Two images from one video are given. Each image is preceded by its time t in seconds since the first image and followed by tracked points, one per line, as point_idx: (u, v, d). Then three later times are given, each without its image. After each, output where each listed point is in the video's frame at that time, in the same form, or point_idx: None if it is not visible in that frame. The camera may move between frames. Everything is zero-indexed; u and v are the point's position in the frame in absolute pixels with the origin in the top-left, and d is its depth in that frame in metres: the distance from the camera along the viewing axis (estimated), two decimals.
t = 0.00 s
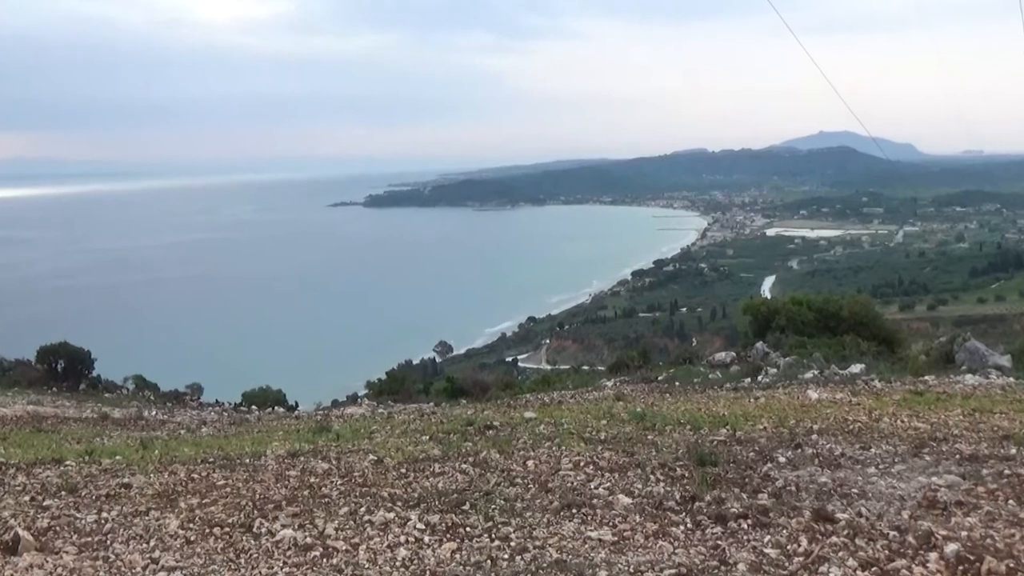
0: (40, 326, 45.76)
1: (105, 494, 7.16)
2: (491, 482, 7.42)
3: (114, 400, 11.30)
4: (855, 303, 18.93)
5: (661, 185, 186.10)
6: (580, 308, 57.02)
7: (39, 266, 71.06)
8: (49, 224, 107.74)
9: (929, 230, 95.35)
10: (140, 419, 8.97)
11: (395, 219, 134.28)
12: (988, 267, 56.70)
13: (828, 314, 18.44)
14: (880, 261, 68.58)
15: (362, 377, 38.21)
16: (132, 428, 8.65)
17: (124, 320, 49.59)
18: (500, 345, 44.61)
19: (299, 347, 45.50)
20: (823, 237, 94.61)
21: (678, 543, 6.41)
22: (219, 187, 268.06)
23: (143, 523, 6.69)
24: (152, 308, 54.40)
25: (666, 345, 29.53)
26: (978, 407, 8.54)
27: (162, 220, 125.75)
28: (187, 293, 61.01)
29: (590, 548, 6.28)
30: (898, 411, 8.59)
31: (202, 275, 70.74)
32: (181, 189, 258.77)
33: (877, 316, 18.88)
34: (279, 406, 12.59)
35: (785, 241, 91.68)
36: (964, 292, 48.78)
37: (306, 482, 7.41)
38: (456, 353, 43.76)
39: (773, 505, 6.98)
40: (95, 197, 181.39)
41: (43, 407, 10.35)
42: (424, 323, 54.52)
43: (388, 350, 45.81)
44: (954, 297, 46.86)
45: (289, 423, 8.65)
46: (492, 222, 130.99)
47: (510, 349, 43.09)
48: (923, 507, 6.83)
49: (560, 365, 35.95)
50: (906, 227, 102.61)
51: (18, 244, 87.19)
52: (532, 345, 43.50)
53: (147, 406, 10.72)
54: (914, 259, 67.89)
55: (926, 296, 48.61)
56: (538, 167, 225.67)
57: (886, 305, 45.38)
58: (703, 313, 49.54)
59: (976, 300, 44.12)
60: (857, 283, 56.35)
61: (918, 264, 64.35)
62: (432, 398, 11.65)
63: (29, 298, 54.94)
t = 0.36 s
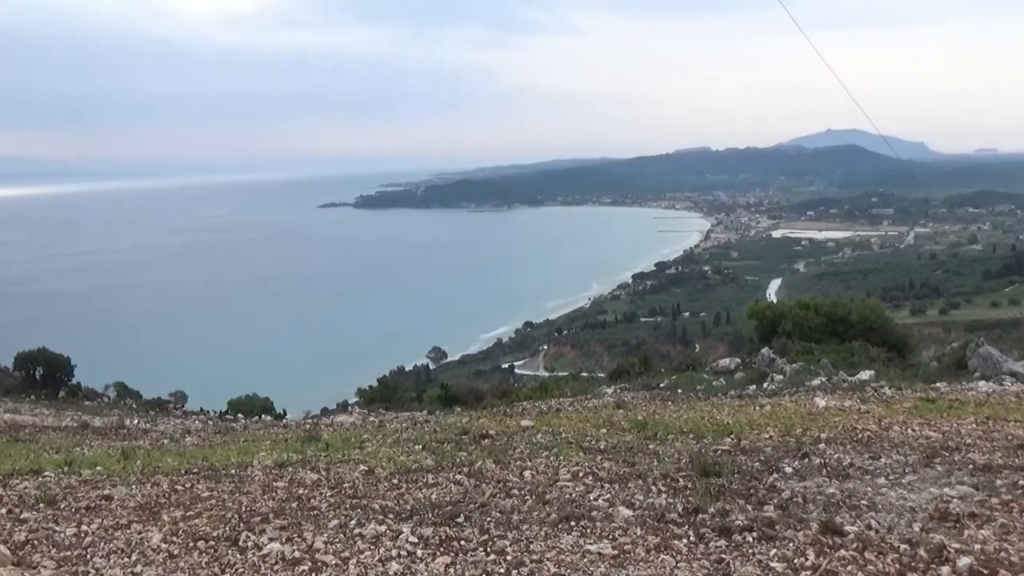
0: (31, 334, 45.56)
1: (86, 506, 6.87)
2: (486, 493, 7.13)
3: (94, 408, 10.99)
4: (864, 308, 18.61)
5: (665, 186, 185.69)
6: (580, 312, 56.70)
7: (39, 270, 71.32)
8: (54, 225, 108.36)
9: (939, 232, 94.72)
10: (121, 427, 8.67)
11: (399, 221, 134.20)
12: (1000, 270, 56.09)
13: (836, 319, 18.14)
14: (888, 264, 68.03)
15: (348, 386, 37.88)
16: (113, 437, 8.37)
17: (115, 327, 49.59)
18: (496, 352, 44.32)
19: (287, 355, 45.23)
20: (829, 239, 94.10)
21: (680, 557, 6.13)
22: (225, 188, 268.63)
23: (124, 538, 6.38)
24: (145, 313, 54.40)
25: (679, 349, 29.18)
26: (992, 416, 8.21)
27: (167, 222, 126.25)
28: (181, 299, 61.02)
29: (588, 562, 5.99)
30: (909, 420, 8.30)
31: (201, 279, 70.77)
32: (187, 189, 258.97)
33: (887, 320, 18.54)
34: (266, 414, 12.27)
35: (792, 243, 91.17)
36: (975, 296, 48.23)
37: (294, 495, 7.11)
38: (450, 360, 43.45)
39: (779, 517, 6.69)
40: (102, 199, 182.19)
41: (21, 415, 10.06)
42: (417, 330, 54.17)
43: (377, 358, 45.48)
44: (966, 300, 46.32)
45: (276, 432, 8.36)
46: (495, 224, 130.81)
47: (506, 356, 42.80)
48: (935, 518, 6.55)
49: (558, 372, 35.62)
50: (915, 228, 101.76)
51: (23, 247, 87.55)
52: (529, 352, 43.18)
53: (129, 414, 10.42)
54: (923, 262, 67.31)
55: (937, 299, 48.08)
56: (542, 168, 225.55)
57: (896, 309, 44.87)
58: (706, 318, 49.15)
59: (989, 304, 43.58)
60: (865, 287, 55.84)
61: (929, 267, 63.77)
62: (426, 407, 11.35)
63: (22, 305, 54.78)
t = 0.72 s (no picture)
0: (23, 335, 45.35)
1: (65, 518, 6.59)
2: (480, 504, 6.85)
3: (73, 415, 10.69)
4: (871, 309, 18.38)
5: (669, 184, 185.10)
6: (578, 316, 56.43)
7: (35, 268, 71.31)
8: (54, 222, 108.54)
9: (950, 232, 94.24)
10: (101, 437, 8.42)
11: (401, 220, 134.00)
12: (1012, 270, 55.65)
13: (844, 322, 17.91)
14: (898, 266, 67.44)
15: (335, 392, 37.54)
16: (92, 447, 8.13)
17: (106, 328, 49.58)
18: (491, 356, 44.06)
19: (275, 360, 44.92)
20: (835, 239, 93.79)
21: (682, 570, 5.84)
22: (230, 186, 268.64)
23: (104, 550, 6.08)
24: (138, 316, 54.35)
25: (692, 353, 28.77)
26: (1007, 422, 7.95)
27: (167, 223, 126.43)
28: (175, 301, 60.96)
29: None
30: (919, 426, 8.04)
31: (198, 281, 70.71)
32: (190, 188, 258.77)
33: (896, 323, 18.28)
34: (252, 422, 11.96)
35: (797, 243, 90.82)
36: (987, 297, 47.82)
37: (281, 505, 6.82)
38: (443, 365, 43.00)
39: (784, 528, 6.42)
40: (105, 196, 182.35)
41: None
42: (412, 334, 53.88)
43: (369, 363, 45.12)
44: (977, 303, 45.91)
45: (262, 442, 8.10)
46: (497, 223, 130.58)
47: (501, 361, 42.52)
48: (946, 529, 6.29)
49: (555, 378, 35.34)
50: (926, 228, 101.00)
51: (24, 246, 87.72)
52: (525, 356, 42.91)
53: (109, 421, 10.16)
54: (934, 264, 66.74)
55: (948, 302, 47.67)
56: (546, 165, 224.89)
57: (905, 313, 44.45)
58: (708, 322, 48.82)
59: (1001, 306, 43.14)
60: (873, 290, 55.37)
61: (940, 269, 63.34)
62: (420, 414, 11.05)
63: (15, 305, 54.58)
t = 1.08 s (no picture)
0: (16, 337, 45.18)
1: (42, 528, 6.30)
2: (474, 514, 6.57)
3: (51, 423, 10.37)
4: (880, 311, 18.14)
5: (674, 182, 184.58)
6: (577, 319, 56.15)
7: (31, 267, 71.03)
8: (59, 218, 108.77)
9: (963, 232, 93.73)
10: (80, 445, 8.20)
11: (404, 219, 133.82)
12: None
13: (852, 325, 17.71)
14: (908, 266, 66.94)
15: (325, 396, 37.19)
16: (70, 455, 7.92)
17: (100, 329, 49.42)
18: (486, 361, 43.80)
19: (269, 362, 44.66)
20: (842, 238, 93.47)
21: None
22: (238, 182, 269.03)
23: (84, 562, 5.77)
24: (133, 317, 54.21)
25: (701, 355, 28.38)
26: (1020, 428, 7.68)
27: (171, 221, 126.63)
28: (172, 303, 60.79)
29: None
30: (929, 432, 7.79)
31: (196, 282, 70.57)
32: (191, 185, 258.27)
33: (905, 326, 18.01)
34: (237, 428, 11.62)
35: (803, 243, 90.49)
36: (999, 299, 47.47)
37: (268, 515, 6.53)
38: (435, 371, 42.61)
39: (790, 539, 6.17)
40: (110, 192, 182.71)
41: None
42: (408, 337, 53.54)
43: (363, 367, 44.77)
44: (989, 304, 45.59)
45: (248, 449, 7.85)
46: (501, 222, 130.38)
47: (496, 366, 42.20)
48: (958, 539, 6.05)
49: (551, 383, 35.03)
50: (936, 228, 100.19)
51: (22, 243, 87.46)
52: (520, 361, 42.65)
53: (88, 429, 9.87)
54: (945, 264, 66.15)
55: (959, 303, 47.34)
56: (552, 162, 224.39)
57: (916, 314, 44.01)
58: (711, 325, 48.50)
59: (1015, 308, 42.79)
60: (882, 291, 54.91)
61: (951, 269, 62.91)
62: (410, 421, 10.75)
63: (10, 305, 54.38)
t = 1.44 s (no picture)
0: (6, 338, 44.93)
1: (15, 539, 6.00)
2: (465, 524, 6.32)
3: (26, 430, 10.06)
4: (886, 313, 17.88)
5: (676, 180, 184.16)
6: (574, 320, 55.84)
7: (25, 265, 70.68)
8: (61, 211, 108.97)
9: (969, 231, 93.27)
10: (59, 455, 7.98)
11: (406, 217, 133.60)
12: None
13: (857, 328, 17.45)
14: (914, 267, 66.47)
15: (311, 399, 36.80)
16: (46, 464, 7.70)
17: (91, 330, 49.25)
18: (477, 365, 43.54)
19: (261, 363, 44.39)
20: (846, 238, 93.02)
21: None
22: (244, 177, 269.94)
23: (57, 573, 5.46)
24: (127, 318, 54.04)
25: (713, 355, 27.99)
26: None
27: (173, 218, 126.61)
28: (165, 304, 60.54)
29: None
30: (937, 439, 7.55)
31: (192, 283, 70.45)
32: (190, 181, 257.72)
33: (912, 329, 17.75)
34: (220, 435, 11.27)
35: (806, 243, 90.13)
36: (1008, 300, 47.05)
37: (250, 525, 6.23)
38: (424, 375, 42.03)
39: (793, 549, 5.92)
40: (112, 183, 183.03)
41: None
42: (403, 338, 53.25)
43: (354, 369, 44.49)
44: (997, 307, 45.23)
45: (232, 456, 7.62)
46: (501, 221, 130.09)
47: (488, 370, 41.87)
48: (967, 549, 5.82)
49: (546, 387, 34.76)
50: (943, 228, 99.50)
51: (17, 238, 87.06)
52: (513, 365, 42.34)
53: (64, 437, 9.58)
54: (953, 265, 65.58)
55: (966, 305, 46.97)
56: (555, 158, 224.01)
57: (923, 317, 43.61)
58: (711, 327, 48.16)
59: None
60: (887, 293, 54.49)
61: (960, 270, 62.53)
62: (398, 427, 10.46)
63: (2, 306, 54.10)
